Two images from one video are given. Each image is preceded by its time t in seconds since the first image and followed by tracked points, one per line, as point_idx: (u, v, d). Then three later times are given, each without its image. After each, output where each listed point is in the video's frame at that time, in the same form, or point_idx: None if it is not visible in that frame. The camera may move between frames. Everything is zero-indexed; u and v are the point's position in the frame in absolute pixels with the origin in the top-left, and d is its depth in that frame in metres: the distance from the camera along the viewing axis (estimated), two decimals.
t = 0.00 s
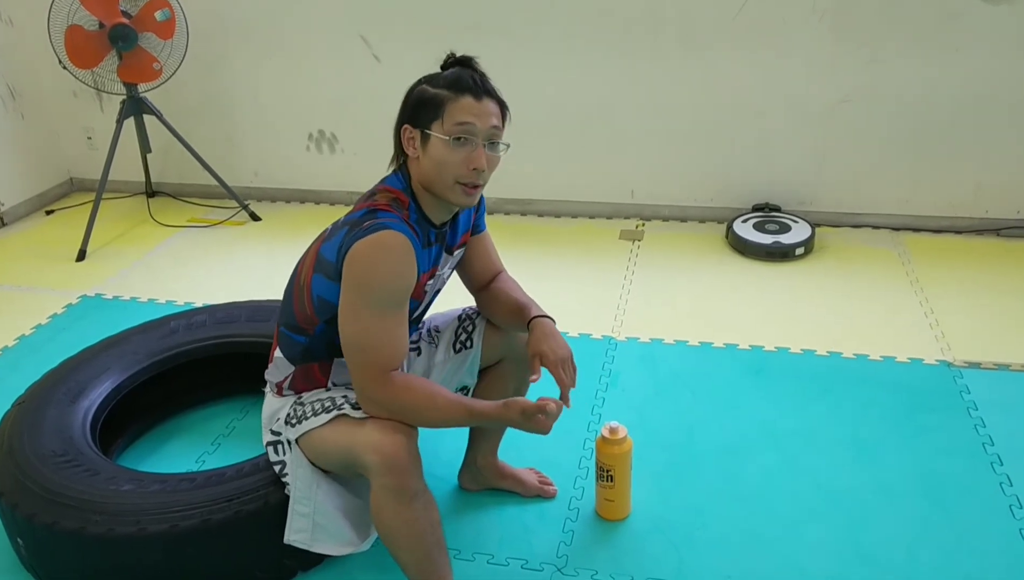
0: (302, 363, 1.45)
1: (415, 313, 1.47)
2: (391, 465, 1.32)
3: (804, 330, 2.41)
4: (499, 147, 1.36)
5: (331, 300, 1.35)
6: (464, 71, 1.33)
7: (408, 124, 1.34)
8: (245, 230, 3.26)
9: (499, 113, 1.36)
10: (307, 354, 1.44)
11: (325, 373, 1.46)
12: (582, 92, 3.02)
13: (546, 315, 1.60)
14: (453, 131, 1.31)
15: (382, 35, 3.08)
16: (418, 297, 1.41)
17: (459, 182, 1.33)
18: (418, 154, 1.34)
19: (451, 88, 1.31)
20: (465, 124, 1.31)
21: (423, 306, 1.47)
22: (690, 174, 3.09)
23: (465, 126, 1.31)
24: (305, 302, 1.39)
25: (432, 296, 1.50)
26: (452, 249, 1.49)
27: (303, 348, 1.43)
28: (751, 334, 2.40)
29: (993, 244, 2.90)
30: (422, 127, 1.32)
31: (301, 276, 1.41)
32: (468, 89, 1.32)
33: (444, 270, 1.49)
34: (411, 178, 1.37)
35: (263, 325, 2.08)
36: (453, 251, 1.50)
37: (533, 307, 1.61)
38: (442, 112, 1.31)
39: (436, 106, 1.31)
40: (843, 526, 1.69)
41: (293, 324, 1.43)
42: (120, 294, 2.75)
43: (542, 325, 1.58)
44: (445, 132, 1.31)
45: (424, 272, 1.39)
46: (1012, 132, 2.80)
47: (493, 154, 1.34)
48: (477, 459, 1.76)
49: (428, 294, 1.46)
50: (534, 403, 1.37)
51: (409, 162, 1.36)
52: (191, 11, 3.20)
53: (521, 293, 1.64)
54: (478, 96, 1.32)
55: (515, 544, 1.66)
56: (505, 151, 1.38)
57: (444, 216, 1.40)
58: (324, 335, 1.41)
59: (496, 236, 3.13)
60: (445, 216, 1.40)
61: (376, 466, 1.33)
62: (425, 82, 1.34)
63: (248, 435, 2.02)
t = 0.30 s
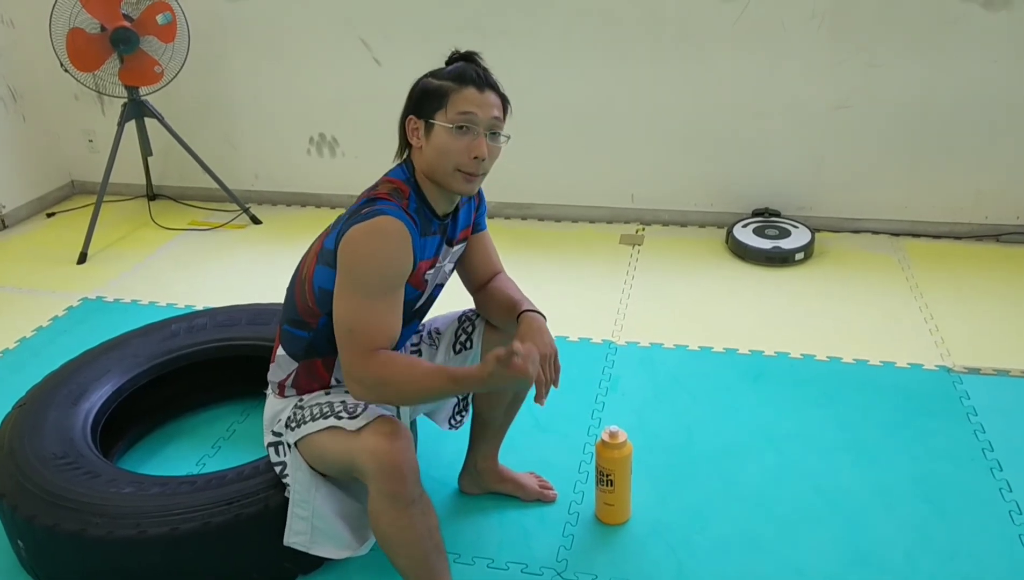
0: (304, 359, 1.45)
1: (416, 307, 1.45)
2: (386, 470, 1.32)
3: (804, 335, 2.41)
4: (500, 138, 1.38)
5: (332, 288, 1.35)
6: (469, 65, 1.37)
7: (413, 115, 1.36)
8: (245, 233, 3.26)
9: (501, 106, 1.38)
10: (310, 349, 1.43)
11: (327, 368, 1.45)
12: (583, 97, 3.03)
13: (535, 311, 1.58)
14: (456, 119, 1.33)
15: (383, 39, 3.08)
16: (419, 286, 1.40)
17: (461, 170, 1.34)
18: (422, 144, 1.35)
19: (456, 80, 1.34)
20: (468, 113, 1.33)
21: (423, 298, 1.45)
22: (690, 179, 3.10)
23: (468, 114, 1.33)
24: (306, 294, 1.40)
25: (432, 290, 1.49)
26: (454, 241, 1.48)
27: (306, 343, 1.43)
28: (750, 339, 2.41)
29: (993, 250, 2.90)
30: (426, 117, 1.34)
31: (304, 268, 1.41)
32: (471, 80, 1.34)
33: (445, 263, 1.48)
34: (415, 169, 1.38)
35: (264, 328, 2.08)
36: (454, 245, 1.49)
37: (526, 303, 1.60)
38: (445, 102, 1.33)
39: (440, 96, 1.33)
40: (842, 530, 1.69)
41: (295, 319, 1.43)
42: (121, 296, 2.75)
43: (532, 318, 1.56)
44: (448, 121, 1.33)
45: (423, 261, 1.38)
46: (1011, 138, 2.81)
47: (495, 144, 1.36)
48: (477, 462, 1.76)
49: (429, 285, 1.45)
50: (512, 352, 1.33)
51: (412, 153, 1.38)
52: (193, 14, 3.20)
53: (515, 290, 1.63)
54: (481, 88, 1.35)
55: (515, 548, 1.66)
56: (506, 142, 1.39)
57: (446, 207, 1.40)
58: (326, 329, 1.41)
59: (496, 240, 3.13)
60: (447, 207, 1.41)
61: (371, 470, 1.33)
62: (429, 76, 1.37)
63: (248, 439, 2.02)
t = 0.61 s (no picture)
0: (302, 353, 1.45)
1: (412, 292, 1.44)
2: (386, 465, 1.32)
3: (804, 333, 2.41)
4: (492, 128, 1.39)
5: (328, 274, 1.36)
6: (461, 56, 1.38)
7: (407, 105, 1.37)
8: (245, 231, 3.26)
9: (493, 96, 1.39)
10: (307, 342, 1.44)
11: (324, 360, 1.45)
12: (583, 95, 3.03)
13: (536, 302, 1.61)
14: (450, 108, 1.34)
15: (383, 37, 3.08)
16: (415, 268, 1.39)
17: (454, 158, 1.35)
18: (416, 133, 1.36)
19: (449, 69, 1.35)
20: (461, 103, 1.34)
21: (420, 283, 1.44)
22: (690, 176, 3.10)
23: (461, 102, 1.34)
24: (302, 283, 1.40)
25: (428, 279, 1.48)
26: (448, 232, 1.48)
27: (303, 336, 1.43)
28: (750, 336, 2.41)
29: (993, 247, 2.90)
30: (420, 106, 1.35)
31: (301, 258, 1.41)
32: (464, 71, 1.35)
33: (440, 251, 1.47)
34: (407, 157, 1.38)
35: (263, 326, 2.08)
36: (449, 235, 1.49)
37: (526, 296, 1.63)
38: (439, 91, 1.34)
39: (434, 86, 1.34)
40: (841, 528, 1.69)
41: (292, 310, 1.44)
42: (121, 294, 2.75)
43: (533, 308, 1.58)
44: (442, 110, 1.34)
45: (419, 243, 1.38)
46: (1012, 135, 2.81)
47: (487, 134, 1.37)
48: (477, 459, 1.76)
49: (425, 271, 1.44)
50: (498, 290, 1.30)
51: (406, 142, 1.38)
52: (192, 12, 3.20)
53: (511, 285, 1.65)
54: (474, 78, 1.36)
55: (515, 546, 1.66)
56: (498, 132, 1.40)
57: (441, 195, 1.41)
58: (323, 318, 1.41)
59: (496, 238, 3.13)
60: (442, 195, 1.41)
61: (371, 467, 1.33)
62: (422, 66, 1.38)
63: (248, 437, 2.02)
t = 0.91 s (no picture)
0: (297, 348, 1.46)
1: (404, 284, 1.43)
2: (385, 462, 1.32)
3: (805, 331, 2.41)
4: (484, 125, 1.40)
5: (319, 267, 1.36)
6: (455, 53, 1.38)
7: (400, 100, 1.37)
8: (246, 229, 3.26)
9: (485, 93, 1.40)
10: (302, 337, 1.45)
11: (319, 355, 1.45)
12: (584, 93, 3.03)
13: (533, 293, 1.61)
14: (443, 105, 1.34)
15: (384, 35, 3.08)
16: (406, 258, 1.38)
17: (447, 154, 1.36)
18: (408, 128, 1.37)
19: (443, 67, 1.36)
20: (455, 100, 1.34)
21: (412, 276, 1.44)
22: (691, 175, 3.10)
23: (455, 100, 1.34)
24: (295, 278, 1.41)
25: (422, 272, 1.47)
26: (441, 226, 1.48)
27: (297, 331, 1.45)
28: (751, 335, 2.41)
29: (995, 246, 2.90)
30: (413, 102, 1.36)
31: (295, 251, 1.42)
32: (458, 68, 1.36)
33: (434, 244, 1.47)
34: (399, 151, 1.39)
35: (264, 324, 2.09)
36: (442, 228, 1.49)
37: (522, 287, 1.63)
38: (434, 88, 1.34)
39: (428, 83, 1.35)
40: (842, 527, 1.69)
41: (287, 306, 1.45)
42: (122, 292, 2.76)
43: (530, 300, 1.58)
44: (436, 107, 1.34)
45: (411, 235, 1.38)
46: (1013, 134, 2.80)
47: (479, 130, 1.38)
48: (478, 457, 1.76)
49: (418, 263, 1.43)
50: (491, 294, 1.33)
51: (398, 137, 1.39)
52: (193, 10, 3.20)
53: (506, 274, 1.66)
54: (467, 76, 1.37)
55: (515, 544, 1.66)
56: (489, 129, 1.41)
57: (432, 190, 1.41)
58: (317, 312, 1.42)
59: (497, 236, 3.13)
60: (434, 190, 1.42)
61: (371, 465, 1.33)
62: (415, 61, 1.38)
63: (249, 435, 2.02)
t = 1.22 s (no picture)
0: (282, 348, 1.46)
1: (380, 275, 1.42)
2: (374, 465, 1.32)
3: (802, 334, 2.41)
4: (461, 120, 1.41)
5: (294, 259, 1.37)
6: (430, 49, 1.39)
7: (377, 97, 1.38)
8: (243, 229, 3.25)
9: (462, 89, 1.41)
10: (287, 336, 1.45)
11: (305, 354, 1.46)
12: (582, 95, 3.03)
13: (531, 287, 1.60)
14: (420, 104, 1.35)
15: (382, 36, 3.08)
16: (376, 246, 1.38)
17: (425, 151, 1.37)
18: (386, 125, 1.38)
19: (419, 64, 1.37)
20: (432, 97, 1.35)
21: (389, 267, 1.42)
22: (689, 177, 3.10)
23: (432, 98, 1.35)
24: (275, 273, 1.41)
25: (402, 267, 1.45)
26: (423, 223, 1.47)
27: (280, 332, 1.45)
28: (748, 337, 2.41)
29: (991, 249, 2.91)
30: (390, 99, 1.37)
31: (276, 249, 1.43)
32: (433, 64, 1.37)
33: (415, 239, 1.45)
34: (377, 148, 1.40)
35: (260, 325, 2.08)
36: (424, 225, 1.48)
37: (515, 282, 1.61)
38: (410, 85, 1.35)
39: (404, 79, 1.36)
40: (839, 529, 1.69)
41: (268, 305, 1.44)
42: (119, 292, 2.75)
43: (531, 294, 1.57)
44: (412, 104, 1.35)
45: (385, 224, 1.38)
46: (1009, 137, 2.81)
47: (455, 126, 1.39)
48: (475, 458, 1.76)
49: (395, 256, 1.42)
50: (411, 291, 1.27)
51: (377, 134, 1.40)
52: (191, 11, 3.20)
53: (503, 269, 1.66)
54: (443, 72, 1.38)
55: (512, 545, 1.66)
56: (465, 124, 1.42)
57: (410, 183, 1.42)
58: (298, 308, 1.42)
59: (495, 237, 3.13)
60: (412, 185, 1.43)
61: (361, 468, 1.32)
62: (391, 58, 1.39)
63: (246, 435, 2.01)
